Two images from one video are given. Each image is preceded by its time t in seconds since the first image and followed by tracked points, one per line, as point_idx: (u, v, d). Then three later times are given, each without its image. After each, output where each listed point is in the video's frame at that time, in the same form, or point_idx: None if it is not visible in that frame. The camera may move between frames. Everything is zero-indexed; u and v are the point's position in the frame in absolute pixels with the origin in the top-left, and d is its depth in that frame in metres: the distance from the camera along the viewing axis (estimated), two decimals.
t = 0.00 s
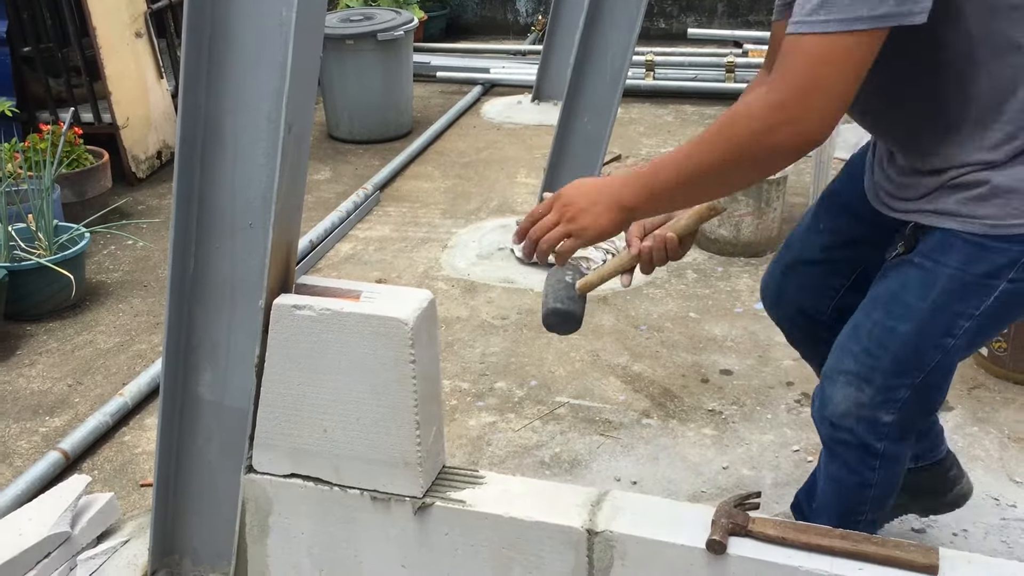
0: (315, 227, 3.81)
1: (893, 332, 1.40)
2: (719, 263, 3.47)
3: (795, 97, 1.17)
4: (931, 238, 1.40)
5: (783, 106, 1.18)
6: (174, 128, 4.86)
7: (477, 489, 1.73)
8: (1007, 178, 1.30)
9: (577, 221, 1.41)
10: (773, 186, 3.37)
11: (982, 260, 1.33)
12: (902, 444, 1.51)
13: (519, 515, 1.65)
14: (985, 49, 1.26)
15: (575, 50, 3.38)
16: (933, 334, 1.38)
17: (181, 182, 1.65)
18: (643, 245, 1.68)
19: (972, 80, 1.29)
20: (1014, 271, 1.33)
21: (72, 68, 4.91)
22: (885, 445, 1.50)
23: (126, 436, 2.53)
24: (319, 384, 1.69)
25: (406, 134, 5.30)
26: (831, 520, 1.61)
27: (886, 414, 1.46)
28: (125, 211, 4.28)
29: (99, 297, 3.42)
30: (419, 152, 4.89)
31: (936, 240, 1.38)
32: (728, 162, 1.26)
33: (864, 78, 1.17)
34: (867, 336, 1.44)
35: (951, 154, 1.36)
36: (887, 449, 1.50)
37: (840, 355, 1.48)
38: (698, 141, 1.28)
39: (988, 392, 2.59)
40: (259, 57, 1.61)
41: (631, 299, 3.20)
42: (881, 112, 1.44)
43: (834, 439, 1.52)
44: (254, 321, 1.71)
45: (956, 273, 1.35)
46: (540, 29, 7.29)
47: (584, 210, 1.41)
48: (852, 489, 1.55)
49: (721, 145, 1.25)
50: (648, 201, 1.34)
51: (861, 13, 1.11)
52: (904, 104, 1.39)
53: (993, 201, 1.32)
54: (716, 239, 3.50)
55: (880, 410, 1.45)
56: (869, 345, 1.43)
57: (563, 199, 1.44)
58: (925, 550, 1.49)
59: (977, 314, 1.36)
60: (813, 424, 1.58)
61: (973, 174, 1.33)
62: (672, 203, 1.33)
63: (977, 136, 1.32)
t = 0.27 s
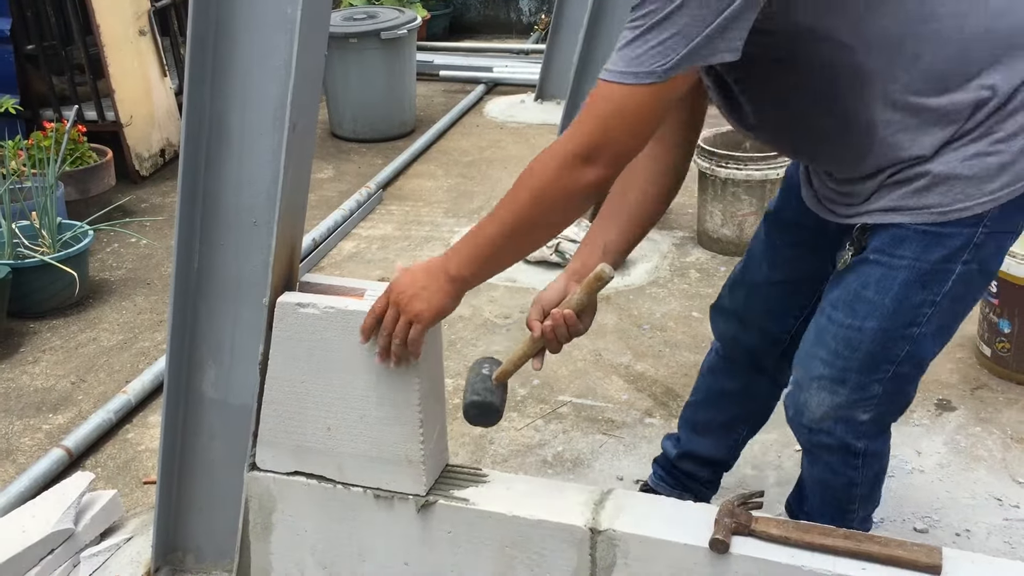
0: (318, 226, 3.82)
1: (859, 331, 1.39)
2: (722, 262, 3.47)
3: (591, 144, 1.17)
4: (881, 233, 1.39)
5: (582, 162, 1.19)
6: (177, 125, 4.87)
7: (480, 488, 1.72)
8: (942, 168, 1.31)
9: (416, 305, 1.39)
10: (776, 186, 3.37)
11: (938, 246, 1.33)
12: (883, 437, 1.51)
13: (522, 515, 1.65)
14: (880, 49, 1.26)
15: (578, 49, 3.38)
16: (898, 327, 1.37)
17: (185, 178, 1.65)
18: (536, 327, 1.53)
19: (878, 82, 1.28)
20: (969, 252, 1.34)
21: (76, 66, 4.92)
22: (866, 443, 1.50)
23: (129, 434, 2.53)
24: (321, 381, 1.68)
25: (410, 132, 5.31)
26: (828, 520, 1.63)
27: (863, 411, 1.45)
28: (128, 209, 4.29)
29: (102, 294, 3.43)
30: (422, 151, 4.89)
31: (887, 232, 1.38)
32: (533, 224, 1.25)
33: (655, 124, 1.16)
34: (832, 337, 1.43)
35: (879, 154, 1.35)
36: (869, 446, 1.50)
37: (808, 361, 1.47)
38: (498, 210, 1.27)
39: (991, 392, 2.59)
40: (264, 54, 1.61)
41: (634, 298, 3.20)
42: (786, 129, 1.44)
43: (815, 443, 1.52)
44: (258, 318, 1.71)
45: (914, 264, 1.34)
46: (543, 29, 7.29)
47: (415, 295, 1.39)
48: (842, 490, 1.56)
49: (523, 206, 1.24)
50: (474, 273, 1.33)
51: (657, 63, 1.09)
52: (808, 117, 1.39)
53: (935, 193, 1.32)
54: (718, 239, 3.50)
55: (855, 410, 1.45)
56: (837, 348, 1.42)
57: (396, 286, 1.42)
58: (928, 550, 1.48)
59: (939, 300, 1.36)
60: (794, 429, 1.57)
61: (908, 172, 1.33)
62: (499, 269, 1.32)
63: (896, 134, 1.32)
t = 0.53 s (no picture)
0: (320, 224, 3.82)
1: (821, 307, 1.46)
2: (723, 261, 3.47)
3: (573, 150, 1.19)
4: (828, 210, 1.47)
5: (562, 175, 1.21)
6: (178, 124, 4.87)
7: (481, 487, 1.72)
8: (874, 141, 1.39)
9: (415, 318, 1.40)
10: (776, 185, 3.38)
11: (880, 216, 1.42)
12: (863, 409, 1.55)
13: (523, 513, 1.64)
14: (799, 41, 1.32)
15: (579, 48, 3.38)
16: (856, 297, 1.44)
17: (186, 176, 1.65)
18: (503, 358, 1.54)
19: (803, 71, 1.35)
20: (911, 216, 1.42)
21: (77, 64, 4.92)
22: (848, 415, 1.54)
23: (130, 432, 2.53)
24: (322, 379, 1.67)
25: (411, 131, 5.31)
26: (822, 501, 1.65)
27: (839, 384, 1.51)
28: (129, 207, 4.29)
29: (103, 292, 3.43)
30: (423, 149, 4.89)
31: (832, 209, 1.46)
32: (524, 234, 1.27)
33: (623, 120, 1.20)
34: (799, 317, 1.50)
35: (812, 134, 1.42)
36: (850, 418, 1.54)
37: (780, 344, 1.54)
38: (487, 225, 1.28)
39: (992, 392, 2.59)
40: (265, 52, 1.61)
41: (635, 297, 3.20)
42: (719, 117, 1.49)
43: (798, 424, 1.57)
44: (259, 316, 1.71)
45: (861, 235, 1.43)
46: (545, 28, 7.29)
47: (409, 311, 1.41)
48: (831, 466, 1.58)
49: (511, 218, 1.25)
50: (464, 290, 1.34)
51: (602, 59, 1.13)
52: (738, 105, 1.44)
53: (870, 165, 1.40)
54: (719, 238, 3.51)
55: (829, 384, 1.50)
56: (803, 325, 1.50)
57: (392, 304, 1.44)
58: (929, 549, 1.48)
59: (891, 267, 1.44)
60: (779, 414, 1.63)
61: (843, 148, 1.41)
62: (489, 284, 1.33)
63: (829, 117, 1.38)
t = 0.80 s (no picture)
0: (320, 222, 3.82)
1: (809, 296, 1.48)
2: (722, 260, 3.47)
3: (562, 143, 1.19)
4: (807, 199, 1.47)
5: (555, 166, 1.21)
6: (178, 122, 4.86)
7: (481, 486, 1.72)
8: (847, 128, 1.40)
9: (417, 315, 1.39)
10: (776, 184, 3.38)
11: (859, 202, 1.43)
12: (858, 396, 1.56)
13: (522, 511, 1.64)
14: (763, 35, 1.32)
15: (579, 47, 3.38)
16: (842, 284, 1.46)
17: (186, 173, 1.65)
18: (503, 352, 1.52)
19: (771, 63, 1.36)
20: (890, 200, 1.43)
21: (77, 63, 4.91)
22: (843, 403, 1.54)
23: (129, 431, 2.53)
24: (322, 378, 1.67)
25: (411, 130, 5.31)
26: (822, 495, 1.65)
27: (833, 371, 1.52)
28: (129, 206, 4.29)
29: (103, 290, 3.42)
30: (423, 148, 4.89)
31: (810, 200, 1.46)
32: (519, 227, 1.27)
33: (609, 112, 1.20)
34: (790, 308, 1.51)
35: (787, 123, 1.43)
36: (845, 405, 1.54)
37: (771, 336, 1.55)
38: (482, 224, 1.28)
39: (992, 391, 2.59)
40: (266, 51, 1.60)
41: (634, 297, 3.20)
42: (692, 110, 1.49)
43: (795, 415, 1.58)
44: (259, 315, 1.71)
45: (841, 224, 1.44)
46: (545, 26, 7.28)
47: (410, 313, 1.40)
48: (829, 455, 1.58)
49: (505, 216, 1.25)
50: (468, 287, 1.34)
51: (587, 46, 1.14)
52: (712, 97, 1.44)
53: (844, 152, 1.41)
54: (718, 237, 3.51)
55: (823, 371, 1.52)
56: (793, 316, 1.51)
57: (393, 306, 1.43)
58: (929, 549, 1.48)
59: (875, 251, 1.45)
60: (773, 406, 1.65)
61: (816, 137, 1.42)
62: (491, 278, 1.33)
63: (800, 105, 1.39)
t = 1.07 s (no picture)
0: (319, 222, 3.82)
1: (816, 290, 1.48)
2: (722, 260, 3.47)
3: (646, 136, 1.17)
4: (811, 192, 1.46)
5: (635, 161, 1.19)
6: (178, 121, 4.86)
7: (481, 485, 1.71)
8: (852, 120, 1.40)
9: (473, 283, 1.35)
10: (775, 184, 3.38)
11: (864, 194, 1.43)
12: (859, 392, 1.57)
13: (522, 511, 1.64)
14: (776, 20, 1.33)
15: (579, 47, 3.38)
16: (848, 277, 1.47)
17: (186, 172, 1.64)
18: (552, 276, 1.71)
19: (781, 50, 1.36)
20: (893, 193, 1.44)
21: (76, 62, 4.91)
22: (847, 399, 1.55)
23: (128, 430, 2.53)
24: (322, 377, 1.66)
25: (410, 129, 5.30)
26: (824, 493, 1.64)
27: (838, 367, 1.52)
28: (128, 205, 4.29)
29: (103, 290, 3.42)
30: (423, 147, 4.89)
31: (814, 192, 1.46)
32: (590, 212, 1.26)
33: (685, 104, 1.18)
34: (795, 304, 1.51)
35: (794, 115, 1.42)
36: (849, 401, 1.55)
37: (775, 334, 1.55)
38: (552, 200, 1.28)
39: (992, 390, 2.59)
40: (265, 50, 1.60)
41: (634, 296, 3.20)
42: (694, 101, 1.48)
43: (798, 415, 1.58)
44: (259, 314, 1.71)
45: (848, 216, 1.44)
46: (545, 26, 7.28)
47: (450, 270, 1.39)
48: (833, 453, 1.58)
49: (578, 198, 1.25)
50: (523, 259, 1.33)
51: (661, 42, 1.12)
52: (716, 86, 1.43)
53: (849, 145, 1.41)
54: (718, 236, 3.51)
55: (828, 367, 1.52)
56: (799, 312, 1.51)
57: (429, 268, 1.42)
58: (928, 548, 1.48)
59: (878, 244, 1.46)
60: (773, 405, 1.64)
61: (821, 129, 1.41)
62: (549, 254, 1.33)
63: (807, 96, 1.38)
